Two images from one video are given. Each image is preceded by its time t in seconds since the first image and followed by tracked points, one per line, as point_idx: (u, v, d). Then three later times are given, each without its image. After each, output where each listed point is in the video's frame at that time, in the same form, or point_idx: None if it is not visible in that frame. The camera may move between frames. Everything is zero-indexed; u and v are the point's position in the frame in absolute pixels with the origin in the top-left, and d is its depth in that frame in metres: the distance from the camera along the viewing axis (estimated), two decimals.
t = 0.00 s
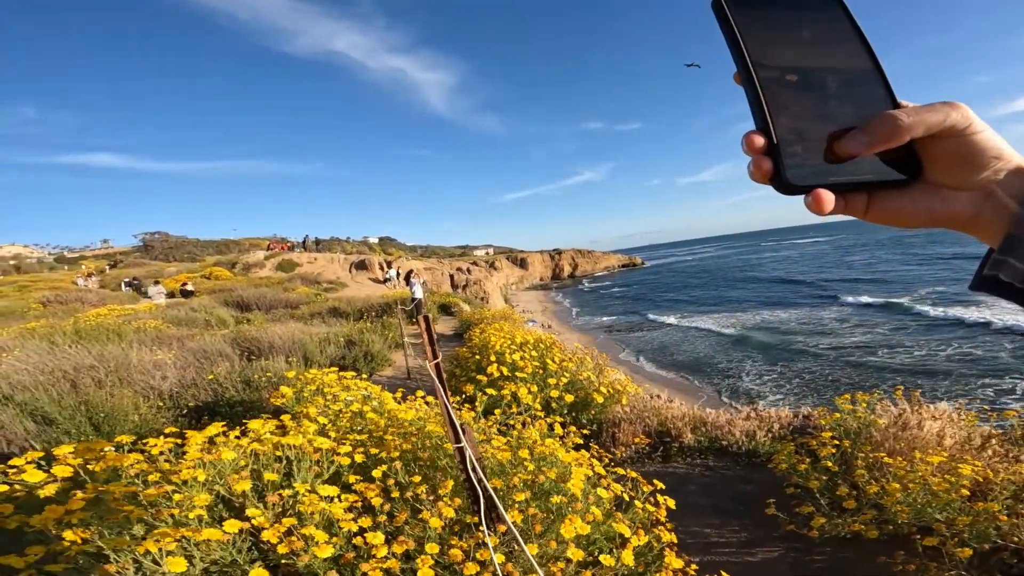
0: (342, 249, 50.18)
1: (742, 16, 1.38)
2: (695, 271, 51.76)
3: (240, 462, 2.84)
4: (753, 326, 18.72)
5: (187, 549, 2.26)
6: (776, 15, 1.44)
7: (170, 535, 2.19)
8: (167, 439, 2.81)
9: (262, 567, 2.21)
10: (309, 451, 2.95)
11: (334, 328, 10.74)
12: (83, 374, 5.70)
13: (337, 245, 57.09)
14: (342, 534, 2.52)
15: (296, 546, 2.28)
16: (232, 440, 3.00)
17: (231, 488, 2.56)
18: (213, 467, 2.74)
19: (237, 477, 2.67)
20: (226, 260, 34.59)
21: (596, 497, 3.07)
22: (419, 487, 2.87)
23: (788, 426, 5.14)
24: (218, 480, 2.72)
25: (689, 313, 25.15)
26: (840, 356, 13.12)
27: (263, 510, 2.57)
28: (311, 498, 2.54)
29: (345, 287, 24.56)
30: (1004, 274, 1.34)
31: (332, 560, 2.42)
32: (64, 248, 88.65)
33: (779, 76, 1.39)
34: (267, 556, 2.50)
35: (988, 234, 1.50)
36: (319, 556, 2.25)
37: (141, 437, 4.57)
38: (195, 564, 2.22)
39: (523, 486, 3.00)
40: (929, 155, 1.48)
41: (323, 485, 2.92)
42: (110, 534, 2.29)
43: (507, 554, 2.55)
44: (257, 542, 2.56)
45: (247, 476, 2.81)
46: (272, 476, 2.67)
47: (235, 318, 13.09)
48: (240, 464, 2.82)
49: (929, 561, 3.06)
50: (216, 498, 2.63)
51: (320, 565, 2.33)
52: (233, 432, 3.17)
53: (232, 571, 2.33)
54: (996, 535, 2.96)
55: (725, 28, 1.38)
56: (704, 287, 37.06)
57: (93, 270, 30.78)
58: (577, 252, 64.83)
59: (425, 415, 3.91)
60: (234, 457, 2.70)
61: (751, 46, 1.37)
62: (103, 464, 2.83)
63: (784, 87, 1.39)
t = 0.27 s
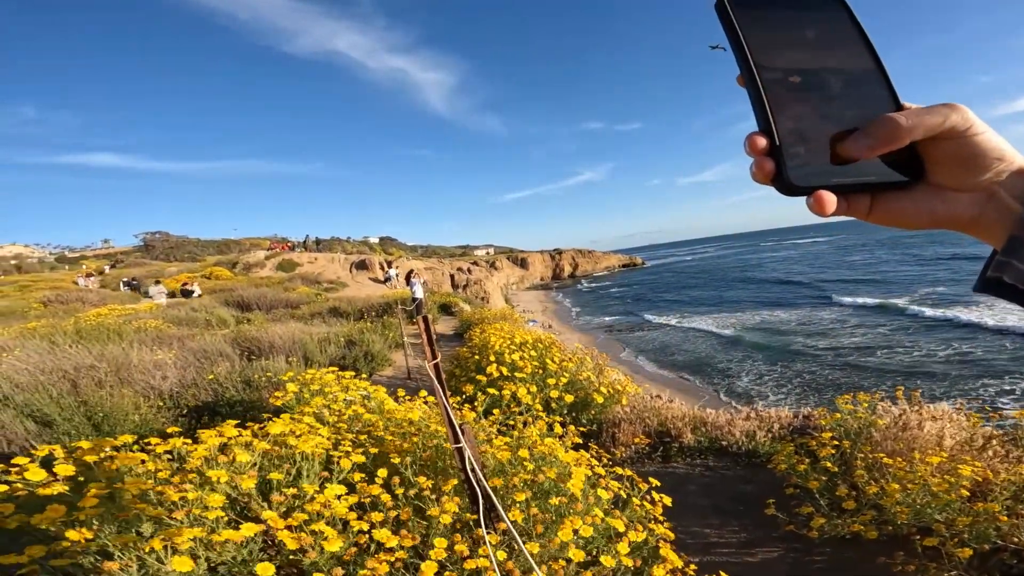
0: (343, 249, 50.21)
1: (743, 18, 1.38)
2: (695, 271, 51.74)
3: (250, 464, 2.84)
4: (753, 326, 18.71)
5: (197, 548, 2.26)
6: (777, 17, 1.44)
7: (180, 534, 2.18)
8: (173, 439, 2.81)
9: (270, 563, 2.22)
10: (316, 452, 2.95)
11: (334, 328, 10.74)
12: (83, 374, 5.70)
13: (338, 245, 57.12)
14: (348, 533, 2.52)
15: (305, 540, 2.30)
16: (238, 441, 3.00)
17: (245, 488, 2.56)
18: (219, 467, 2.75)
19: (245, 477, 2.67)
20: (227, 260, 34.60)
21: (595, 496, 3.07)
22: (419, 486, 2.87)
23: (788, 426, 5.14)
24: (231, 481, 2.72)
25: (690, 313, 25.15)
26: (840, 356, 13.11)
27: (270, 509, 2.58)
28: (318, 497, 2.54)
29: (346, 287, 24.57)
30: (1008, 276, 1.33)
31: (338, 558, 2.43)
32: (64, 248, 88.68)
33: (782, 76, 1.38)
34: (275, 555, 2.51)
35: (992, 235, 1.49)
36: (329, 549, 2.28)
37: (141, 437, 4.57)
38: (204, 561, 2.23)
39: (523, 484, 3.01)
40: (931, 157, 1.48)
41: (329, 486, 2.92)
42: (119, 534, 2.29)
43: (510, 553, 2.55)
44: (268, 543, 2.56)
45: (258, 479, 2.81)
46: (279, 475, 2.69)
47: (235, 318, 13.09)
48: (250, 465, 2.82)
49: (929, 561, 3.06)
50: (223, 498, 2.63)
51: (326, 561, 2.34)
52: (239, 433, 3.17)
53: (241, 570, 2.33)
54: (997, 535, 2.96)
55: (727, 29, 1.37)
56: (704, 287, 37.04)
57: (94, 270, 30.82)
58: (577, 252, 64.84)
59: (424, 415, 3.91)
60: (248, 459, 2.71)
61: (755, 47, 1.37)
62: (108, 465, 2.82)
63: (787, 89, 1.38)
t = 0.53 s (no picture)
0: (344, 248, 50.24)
1: (749, 21, 1.38)
2: (696, 271, 51.73)
3: (256, 464, 2.83)
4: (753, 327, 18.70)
5: (191, 548, 2.26)
6: (784, 19, 1.44)
7: (173, 534, 2.18)
8: (175, 438, 2.80)
9: (267, 566, 2.21)
10: (320, 453, 2.95)
11: (334, 327, 10.73)
12: (84, 374, 5.70)
13: (338, 245, 57.16)
14: (344, 534, 2.51)
15: (302, 545, 2.28)
16: (241, 441, 2.99)
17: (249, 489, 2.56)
18: (220, 467, 2.74)
19: (246, 478, 2.66)
20: (227, 259, 34.61)
21: (592, 496, 3.07)
22: (416, 487, 2.87)
23: (788, 426, 5.13)
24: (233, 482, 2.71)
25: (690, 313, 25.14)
26: (841, 356, 13.10)
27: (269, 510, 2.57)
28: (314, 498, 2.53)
29: (346, 287, 24.57)
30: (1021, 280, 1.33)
31: (336, 560, 2.42)
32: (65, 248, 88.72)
33: (790, 79, 1.39)
34: (269, 555, 2.50)
35: (1004, 239, 1.49)
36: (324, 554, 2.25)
37: (141, 437, 4.57)
38: (200, 562, 2.22)
39: (520, 485, 3.01)
40: (944, 160, 1.48)
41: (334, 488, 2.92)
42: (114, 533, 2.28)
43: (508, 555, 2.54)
44: (264, 544, 2.56)
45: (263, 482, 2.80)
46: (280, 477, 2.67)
47: (236, 318, 13.09)
48: (255, 465, 2.81)
49: (929, 563, 3.05)
50: (223, 498, 2.63)
51: (324, 564, 2.33)
52: (241, 433, 3.17)
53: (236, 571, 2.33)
54: (996, 536, 2.96)
55: (734, 33, 1.37)
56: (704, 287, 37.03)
57: (94, 270, 30.86)
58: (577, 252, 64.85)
59: (424, 415, 3.91)
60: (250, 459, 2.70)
61: (763, 51, 1.37)
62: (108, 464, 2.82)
63: (794, 92, 1.38)
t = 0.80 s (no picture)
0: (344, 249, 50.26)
1: (755, 24, 1.38)
2: (696, 271, 51.73)
3: (240, 463, 2.83)
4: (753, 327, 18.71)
5: (182, 550, 2.25)
6: (790, 22, 1.44)
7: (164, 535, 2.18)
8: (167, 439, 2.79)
9: (259, 568, 2.21)
10: (308, 453, 2.95)
11: (334, 327, 10.73)
12: (83, 374, 5.70)
13: (338, 245, 57.18)
14: (338, 535, 2.52)
15: (294, 549, 2.28)
16: (232, 441, 2.99)
17: (226, 490, 2.55)
18: (213, 468, 2.73)
19: (235, 479, 2.66)
20: (227, 259, 34.59)
21: (590, 495, 3.06)
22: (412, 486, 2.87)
23: (788, 426, 5.14)
24: (218, 482, 2.71)
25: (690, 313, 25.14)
26: (841, 356, 13.10)
27: (261, 512, 2.57)
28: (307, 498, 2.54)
29: (346, 287, 24.57)
30: None
31: (330, 561, 2.42)
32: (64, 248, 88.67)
33: (797, 81, 1.39)
34: (262, 557, 2.50)
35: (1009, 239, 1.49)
36: (315, 559, 2.24)
37: (141, 437, 4.57)
38: (192, 563, 2.23)
39: (517, 485, 3.01)
40: (950, 161, 1.47)
41: (322, 487, 2.91)
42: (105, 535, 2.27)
43: (503, 554, 2.55)
44: (256, 544, 2.56)
45: (246, 478, 2.79)
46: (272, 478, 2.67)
47: (236, 318, 13.08)
48: (239, 465, 2.81)
49: (928, 563, 3.06)
50: (214, 500, 2.62)
51: (318, 567, 2.33)
52: (234, 433, 3.16)
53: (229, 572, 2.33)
54: (996, 536, 2.96)
55: (739, 37, 1.37)
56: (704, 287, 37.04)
57: (93, 270, 30.83)
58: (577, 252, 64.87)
59: (423, 415, 3.91)
60: (235, 459, 2.70)
61: (768, 54, 1.37)
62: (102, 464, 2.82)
63: (801, 94, 1.38)
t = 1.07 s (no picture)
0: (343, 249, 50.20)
1: (756, 22, 1.37)
2: (695, 271, 51.76)
3: (234, 464, 2.82)
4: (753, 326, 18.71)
5: (175, 553, 2.24)
6: (791, 20, 1.43)
7: (157, 538, 2.17)
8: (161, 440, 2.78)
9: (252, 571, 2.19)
10: (303, 453, 2.94)
11: (333, 328, 10.72)
12: (80, 375, 5.67)
13: (337, 245, 57.11)
14: (331, 536, 2.51)
15: (284, 552, 2.26)
16: (226, 442, 2.98)
17: (219, 491, 2.54)
18: (205, 469, 2.72)
19: (229, 480, 2.65)
20: (226, 259, 34.53)
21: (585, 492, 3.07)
22: (407, 486, 2.86)
23: (787, 426, 5.14)
24: (211, 483, 2.70)
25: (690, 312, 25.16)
26: (840, 356, 13.11)
27: (253, 513, 2.56)
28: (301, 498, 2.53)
29: (345, 287, 24.55)
30: None
31: (322, 562, 2.41)
32: (62, 248, 88.45)
33: (799, 80, 1.38)
34: (256, 558, 2.49)
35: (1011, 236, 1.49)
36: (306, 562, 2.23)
37: (139, 438, 4.55)
38: (185, 566, 2.22)
39: (511, 484, 3.00)
40: (951, 158, 1.47)
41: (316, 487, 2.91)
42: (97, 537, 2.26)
43: (495, 553, 2.55)
44: (250, 545, 2.55)
45: (239, 479, 2.79)
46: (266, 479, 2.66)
47: (235, 319, 13.06)
48: (233, 466, 2.79)
49: (927, 563, 3.06)
50: (206, 501, 2.61)
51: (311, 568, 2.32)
52: (230, 433, 3.14)
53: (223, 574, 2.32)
54: (994, 537, 2.96)
55: (740, 35, 1.37)
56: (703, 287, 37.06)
57: (93, 270, 30.77)
58: (576, 252, 64.88)
59: (420, 415, 3.90)
60: (226, 460, 2.68)
61: (769, 52, 1.37)
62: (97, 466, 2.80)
63: (802, 92, 1.38)
